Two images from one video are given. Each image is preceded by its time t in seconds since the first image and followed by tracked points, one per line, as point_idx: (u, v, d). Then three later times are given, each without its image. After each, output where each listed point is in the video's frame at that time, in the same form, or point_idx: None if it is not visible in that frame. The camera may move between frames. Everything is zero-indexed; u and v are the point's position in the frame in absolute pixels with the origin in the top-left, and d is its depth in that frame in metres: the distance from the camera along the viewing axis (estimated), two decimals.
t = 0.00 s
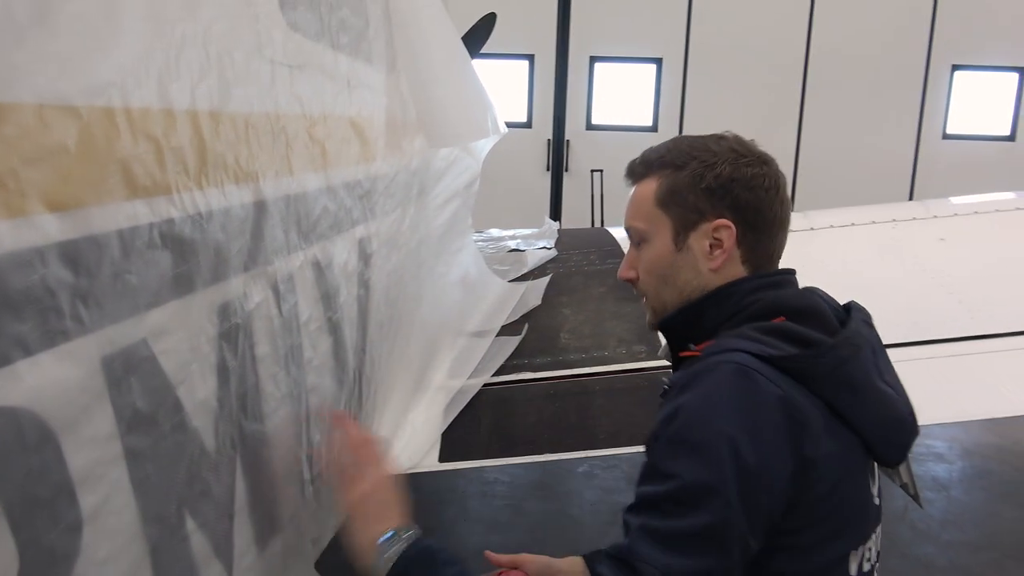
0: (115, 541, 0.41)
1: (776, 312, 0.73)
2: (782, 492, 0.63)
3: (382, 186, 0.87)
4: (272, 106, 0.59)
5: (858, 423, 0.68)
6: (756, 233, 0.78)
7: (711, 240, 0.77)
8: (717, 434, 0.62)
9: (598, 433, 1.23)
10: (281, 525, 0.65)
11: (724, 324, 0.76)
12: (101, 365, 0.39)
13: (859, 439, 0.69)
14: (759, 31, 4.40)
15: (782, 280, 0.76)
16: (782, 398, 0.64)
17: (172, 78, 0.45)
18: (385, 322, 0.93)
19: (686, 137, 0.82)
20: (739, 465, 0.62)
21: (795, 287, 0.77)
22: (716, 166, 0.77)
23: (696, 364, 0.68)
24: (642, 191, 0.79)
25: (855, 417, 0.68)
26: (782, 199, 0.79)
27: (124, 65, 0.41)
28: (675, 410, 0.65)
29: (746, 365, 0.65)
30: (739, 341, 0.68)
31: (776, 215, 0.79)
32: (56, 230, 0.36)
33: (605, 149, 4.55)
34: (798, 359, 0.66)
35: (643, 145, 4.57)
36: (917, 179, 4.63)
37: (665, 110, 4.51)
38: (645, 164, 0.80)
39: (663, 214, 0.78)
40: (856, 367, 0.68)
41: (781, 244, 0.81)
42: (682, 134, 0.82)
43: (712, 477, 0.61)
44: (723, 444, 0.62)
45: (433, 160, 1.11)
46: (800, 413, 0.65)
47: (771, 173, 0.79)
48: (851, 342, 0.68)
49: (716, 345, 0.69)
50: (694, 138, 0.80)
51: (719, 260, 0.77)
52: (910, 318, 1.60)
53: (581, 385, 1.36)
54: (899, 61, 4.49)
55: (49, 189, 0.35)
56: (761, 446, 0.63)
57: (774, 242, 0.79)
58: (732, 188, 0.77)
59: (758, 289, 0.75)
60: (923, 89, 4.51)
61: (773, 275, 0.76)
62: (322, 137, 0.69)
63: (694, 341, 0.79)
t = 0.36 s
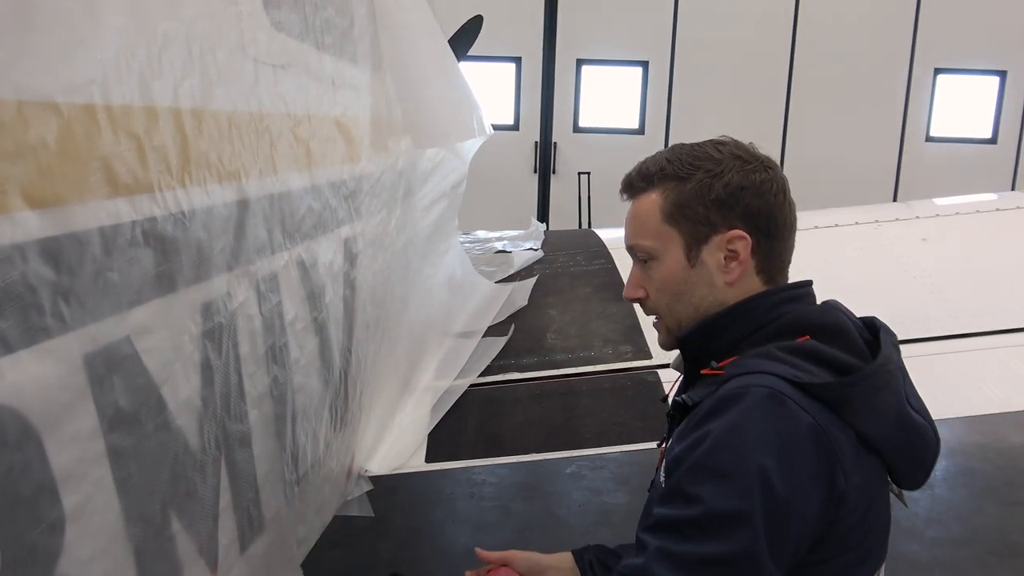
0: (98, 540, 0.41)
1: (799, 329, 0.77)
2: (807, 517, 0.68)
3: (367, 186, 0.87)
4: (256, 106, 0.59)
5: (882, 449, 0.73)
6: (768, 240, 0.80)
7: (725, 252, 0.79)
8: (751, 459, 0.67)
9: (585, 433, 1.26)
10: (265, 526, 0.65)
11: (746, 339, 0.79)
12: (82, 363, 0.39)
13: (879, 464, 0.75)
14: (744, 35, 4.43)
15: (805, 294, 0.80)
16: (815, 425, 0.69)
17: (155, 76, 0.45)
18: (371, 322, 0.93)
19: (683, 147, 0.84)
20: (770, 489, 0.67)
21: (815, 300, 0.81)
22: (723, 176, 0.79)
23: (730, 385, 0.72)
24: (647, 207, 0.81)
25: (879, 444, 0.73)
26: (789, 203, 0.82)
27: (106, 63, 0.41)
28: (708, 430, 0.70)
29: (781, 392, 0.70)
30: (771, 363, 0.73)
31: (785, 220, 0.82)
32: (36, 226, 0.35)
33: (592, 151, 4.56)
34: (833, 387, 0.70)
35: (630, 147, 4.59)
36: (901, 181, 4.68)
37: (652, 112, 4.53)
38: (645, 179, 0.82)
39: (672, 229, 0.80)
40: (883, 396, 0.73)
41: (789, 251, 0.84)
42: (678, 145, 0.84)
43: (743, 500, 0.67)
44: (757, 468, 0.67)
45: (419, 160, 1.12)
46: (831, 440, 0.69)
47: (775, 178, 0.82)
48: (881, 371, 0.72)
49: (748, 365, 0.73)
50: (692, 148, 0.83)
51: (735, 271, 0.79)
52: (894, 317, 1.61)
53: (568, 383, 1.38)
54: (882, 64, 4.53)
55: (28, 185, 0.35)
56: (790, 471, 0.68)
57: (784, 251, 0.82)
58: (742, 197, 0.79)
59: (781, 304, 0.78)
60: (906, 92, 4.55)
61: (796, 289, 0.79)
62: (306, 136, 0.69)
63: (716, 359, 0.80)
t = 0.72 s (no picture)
0: (86, 534, 0.41)
1: (811, 340, 0.74)
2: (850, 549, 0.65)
3: (356, 184, 0.88)
4: (242, 103, 0.59)
5: (902, 465, 0.71)
6: (771, 247, 0.77)
7: (725, 260, 0.77)
8: (780, 491, 0.64)
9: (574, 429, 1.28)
10: (254, 521, 0.65)
11: (756, 349, 0.76)
12: (69, 357, 0.39)
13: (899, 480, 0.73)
14: (733, 34, 4.45)
15: (814, 302, 0.76)
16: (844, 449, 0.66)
17: (140, 72, 0.45)
18: (360, 319, 0.93)
19: (679, 151, 0.82)
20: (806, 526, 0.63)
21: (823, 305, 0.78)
22: (722, 181, 0.76)
23: (750, 409, 0.68)
24: (642, 214, 0.79)
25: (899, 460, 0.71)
26: (793, 207, 0.79)
27: (91, 58, 0.41)
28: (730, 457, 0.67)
29: (807, 417, 0.66)
30: (790, 381, 0.69)
31: (788, 226, 0.79)
32: (21, 220, 0.36)
33: (582, 151, 4.57)
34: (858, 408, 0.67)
35: (619, 147, 4.60)
36: (888, 180, 4.71)
37: (641, 112, 4.54)
38: (640, 184, 0.80)
39: (668, 236, 0.78)
40: (904, 412, 0.70)
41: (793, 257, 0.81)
42: (674, 148, 0.82)
43: (777, 537, 0.64)
44: (789, 502, 0.64)
45: (408, 158, 1.12)
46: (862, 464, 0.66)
47: (777, 181, 0.79)
48: (906, 390, 0.70)
49: (766, 384, 0.70)
50: (688, 152, 0.80)
51: (735, 279, 0.77)
52: (879, 312, 1.63)
53: (557, 380, 1.38)
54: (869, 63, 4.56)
55: (12, 180, 0.35)
56: (827, 503, 0.64)
57: (788, 257, 0.79)
58: (743, 203, 0.76)
59: (791, 313, 0.75)
60: (893, 91, 4.59)
61: (804, 297, 0.76)
62: (293, 133, 0.69)
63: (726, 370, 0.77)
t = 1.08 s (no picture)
0: (70, 521, 0.41)
1: (812, 345, 0.73)
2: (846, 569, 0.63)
3: (343, 174, 0.87)
4: (226, 91, 0.59)
5: (907, 481, 0.69)
6: (746, 248, 0.76)
7: (691, 260, 0.78)
8: (773, 509, 0.63)
9: (561, 420, 1.32)
10: (240, 511, 0.65)
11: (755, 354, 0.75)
12: (51, 343, 0.39)
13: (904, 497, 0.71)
14: (723, 28, 4.46)
15: (811, 307, 0.76)
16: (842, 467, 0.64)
17: (123, 59, 0.45)
18: (347, 310, 0.93)
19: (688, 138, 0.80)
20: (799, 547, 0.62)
21: (825, 306, 0.78)
22: (694, 180, 0.75)
23: (744, 421, 0.67)
24: (631, 208, 0.81)
25: (903, 476, 0.69)
26: (778, 202, 0.76)
27: (72, 44, 0.41)
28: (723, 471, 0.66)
29: (803, 432, 0.65)
30: (788, 393, 0.68)
31: (778, 227, 0.76)
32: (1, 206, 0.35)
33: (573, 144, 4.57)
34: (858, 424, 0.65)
35: (609, 140, 4.60)
36: (877, 173, 4.73)
37: (631, 105, 4.54)
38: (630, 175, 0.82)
39: (647, 232, 0.80)
40: (909, 427, 0.69)
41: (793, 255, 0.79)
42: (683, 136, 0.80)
43: (770, 555, 0.62)
44: (780, 521, 0.62)
45: (396, 149, 1.12)
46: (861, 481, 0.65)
47: (773, 177, 0.75)
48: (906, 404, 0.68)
49: (763, 396, 0.69)
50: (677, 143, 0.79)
51: (706, 281, 0.79)
52: (866, 304, 1.64)
53: (545, 370, 1.40)
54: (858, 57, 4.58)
55: None
56: (820, 522, 0.63)
57: (779, 257, 0.78)
58: (713, 203, 0.75)
59: (792, 316, 0.75)
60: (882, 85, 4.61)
61: (805, 297, 0.76)
62: (279, 122, 0.69)
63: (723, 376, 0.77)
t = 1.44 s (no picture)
0: (57, 513, 0.41)
1: (785, 346, 0.68)
2: None
3: (331, 167, 0.87)
4: (213, 83, 0.59)
5: (878, 494, 0.65)
6: (694, 243, 0.71)
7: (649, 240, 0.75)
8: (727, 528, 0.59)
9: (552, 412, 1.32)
10: (229, 504, 0.65)
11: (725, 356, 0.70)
12: (36, 336, 0.39)
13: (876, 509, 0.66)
14: (714, 21, 4.46)
15: (786, 305, 0.70)
16: (802, 483, 0.60)
17: (107, 50, 0.45)
18: (337, 303, 0.93)
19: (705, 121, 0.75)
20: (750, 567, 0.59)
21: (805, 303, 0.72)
22: (665, 162, 0.72)
23: (703, 432, 0.62)
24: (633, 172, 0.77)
25: (873, 489, 0.64)
26: (740, 205, 0.69)
27: (55, 35, 0.40)
28: (681, 486, 0.62)
29: (763, 446, 0.60)
30: (750, 401, 0.64)
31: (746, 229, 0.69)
32: None
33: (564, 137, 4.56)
34: (820, 439, 0.61)
35: (601, 133, 4.59)
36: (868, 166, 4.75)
37: (623, 98, 4.54)
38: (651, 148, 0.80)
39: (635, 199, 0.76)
40: (881, 440, 0.63)
41: (769, 265, 0.72)
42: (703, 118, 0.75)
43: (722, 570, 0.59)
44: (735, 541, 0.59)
45: (386, 141, 1.11)
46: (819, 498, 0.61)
47: (757, 180, 0.69)
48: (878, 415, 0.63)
49: (723, 403, 0.64)
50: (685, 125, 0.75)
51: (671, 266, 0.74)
52: (855, 297, 1.65)
53: (536, 363, 1.40)
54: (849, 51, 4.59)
55: None
56: (776, 542, 0.59)
57: (748, 262, 0.71)
58: (670, 189, 0.71)
59: (765, 316, 0.69)
60: (872, 78, 4.62)
61: (781, 296, 0.70)
62: (266, 114, 0.69)
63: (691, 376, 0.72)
